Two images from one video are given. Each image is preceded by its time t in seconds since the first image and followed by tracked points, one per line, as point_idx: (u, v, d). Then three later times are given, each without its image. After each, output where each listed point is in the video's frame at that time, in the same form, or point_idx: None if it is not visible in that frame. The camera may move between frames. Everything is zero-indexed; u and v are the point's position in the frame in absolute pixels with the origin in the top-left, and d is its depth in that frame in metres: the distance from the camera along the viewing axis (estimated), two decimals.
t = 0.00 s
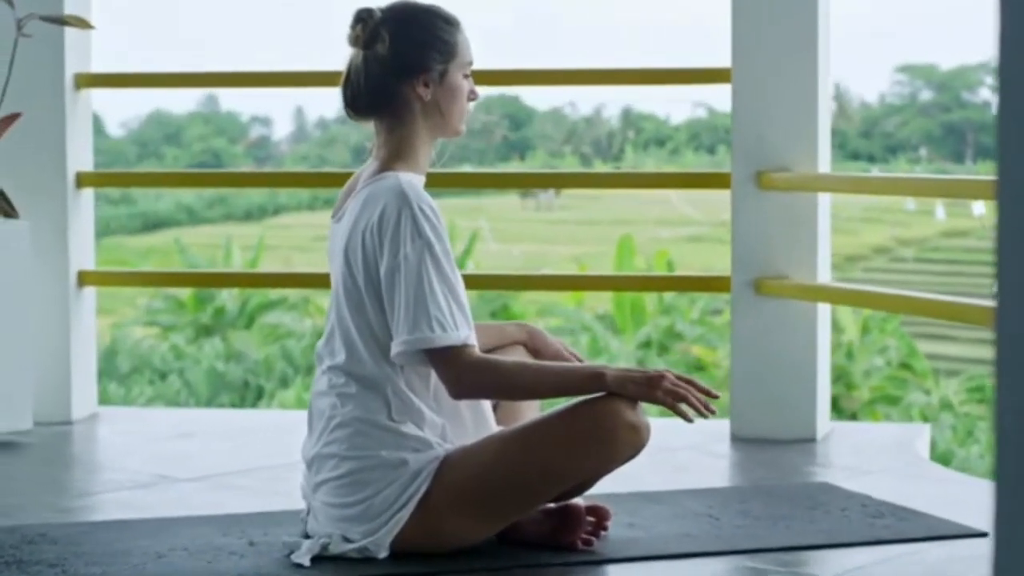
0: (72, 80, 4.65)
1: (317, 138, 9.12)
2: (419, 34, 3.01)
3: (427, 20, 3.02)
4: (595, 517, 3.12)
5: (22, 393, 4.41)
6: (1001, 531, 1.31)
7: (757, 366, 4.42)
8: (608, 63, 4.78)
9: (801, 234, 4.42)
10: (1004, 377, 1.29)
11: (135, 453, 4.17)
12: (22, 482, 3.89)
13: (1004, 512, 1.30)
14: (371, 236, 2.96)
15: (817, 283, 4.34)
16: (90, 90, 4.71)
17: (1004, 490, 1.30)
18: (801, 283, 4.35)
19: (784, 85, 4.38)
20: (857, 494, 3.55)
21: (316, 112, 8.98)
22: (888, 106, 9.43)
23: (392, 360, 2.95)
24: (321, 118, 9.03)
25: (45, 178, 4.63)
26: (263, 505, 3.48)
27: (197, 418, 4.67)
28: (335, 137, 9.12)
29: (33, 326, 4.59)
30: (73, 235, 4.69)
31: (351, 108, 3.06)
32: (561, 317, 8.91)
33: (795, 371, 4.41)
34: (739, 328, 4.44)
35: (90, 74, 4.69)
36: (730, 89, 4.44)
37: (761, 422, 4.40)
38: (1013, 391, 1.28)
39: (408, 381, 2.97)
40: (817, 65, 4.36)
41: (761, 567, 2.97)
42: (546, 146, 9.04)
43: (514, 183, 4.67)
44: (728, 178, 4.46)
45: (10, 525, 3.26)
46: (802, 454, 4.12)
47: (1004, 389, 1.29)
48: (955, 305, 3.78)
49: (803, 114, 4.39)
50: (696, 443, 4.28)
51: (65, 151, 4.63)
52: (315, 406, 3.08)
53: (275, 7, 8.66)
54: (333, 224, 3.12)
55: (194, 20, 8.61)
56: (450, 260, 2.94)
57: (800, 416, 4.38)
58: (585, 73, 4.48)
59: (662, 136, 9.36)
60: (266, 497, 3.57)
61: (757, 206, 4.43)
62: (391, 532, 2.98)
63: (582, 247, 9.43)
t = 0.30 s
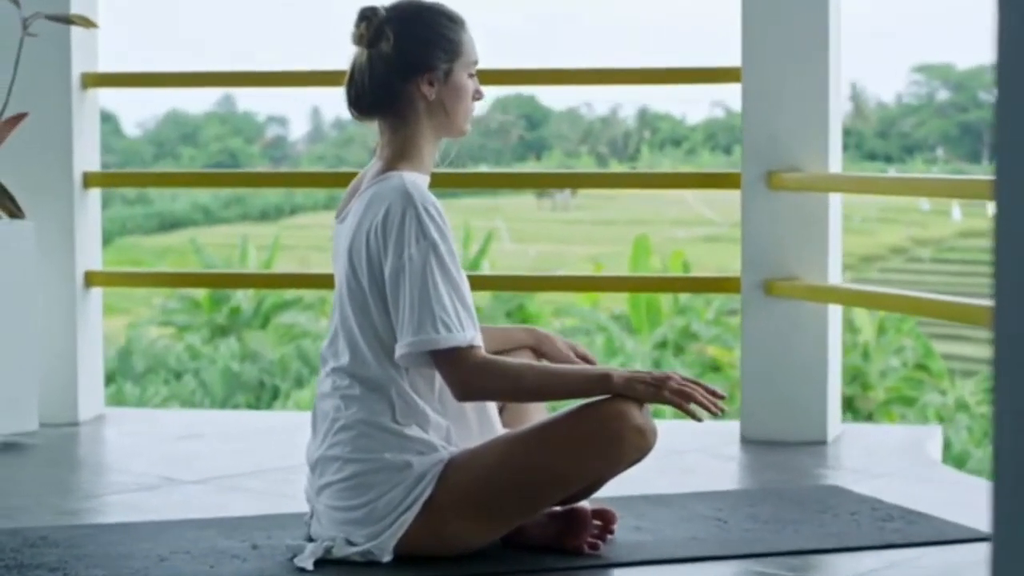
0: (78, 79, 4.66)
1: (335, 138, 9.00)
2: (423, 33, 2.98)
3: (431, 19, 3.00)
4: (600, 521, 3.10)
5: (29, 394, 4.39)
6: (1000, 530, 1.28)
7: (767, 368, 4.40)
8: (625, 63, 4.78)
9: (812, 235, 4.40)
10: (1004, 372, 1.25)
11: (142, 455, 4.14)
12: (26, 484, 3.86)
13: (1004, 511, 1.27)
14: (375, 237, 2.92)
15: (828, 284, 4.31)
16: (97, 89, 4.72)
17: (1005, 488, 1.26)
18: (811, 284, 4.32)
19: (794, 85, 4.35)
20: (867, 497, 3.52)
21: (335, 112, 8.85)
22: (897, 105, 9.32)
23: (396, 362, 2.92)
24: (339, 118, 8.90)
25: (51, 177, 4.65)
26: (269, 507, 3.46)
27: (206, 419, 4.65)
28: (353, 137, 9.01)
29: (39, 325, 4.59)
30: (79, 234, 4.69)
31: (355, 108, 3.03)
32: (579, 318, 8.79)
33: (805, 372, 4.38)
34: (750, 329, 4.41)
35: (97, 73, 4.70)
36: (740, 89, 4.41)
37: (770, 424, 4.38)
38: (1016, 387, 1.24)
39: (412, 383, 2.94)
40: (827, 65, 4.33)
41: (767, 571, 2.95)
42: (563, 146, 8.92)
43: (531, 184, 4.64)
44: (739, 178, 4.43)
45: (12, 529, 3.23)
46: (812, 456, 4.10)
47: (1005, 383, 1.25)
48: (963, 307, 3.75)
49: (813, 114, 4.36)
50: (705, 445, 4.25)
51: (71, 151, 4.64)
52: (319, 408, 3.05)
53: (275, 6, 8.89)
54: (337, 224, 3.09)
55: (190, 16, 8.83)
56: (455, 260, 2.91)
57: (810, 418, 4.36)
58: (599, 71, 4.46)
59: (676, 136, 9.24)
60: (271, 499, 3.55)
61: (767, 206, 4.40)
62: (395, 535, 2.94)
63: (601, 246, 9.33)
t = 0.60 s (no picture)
0: (85, 80, 4.65)
1: (354, 139, 7.73)
2: (427, 33, 2.95)
3: (436, 19, 2.96)
4: (608, 526, 3.06)
5: (35, 395, 4.37)
6: (998, 527, 1.25)
7: (776, 368, 4.37)
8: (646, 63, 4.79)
9: (824, 238, 4.36)
10: (1002, 370, 1.23)
11: (150, 458, 4.11)
12: (30, 488, 3.83)
13: (1003, 508, 1.25)
14: (381, 238, 2.89)
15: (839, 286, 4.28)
16: (104, 89, 4.70)
17: (1002, 486, 1.24)
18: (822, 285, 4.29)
19: (805, 85, 4.32)
20: (880, 501, 3.48)
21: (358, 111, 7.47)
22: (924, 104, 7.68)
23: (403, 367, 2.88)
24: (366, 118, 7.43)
25: (60, 177, 4.63)
26: (275, 510, 3.44)
27: (217, 420, 4.64)
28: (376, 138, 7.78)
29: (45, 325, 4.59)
30: (87, 236, 4.68)
31: (360, 109, 3.00)
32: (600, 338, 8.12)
33: (817, 373, 4.35)
34: (761, 331, 4.39)
35: (105, 73, 4.69)
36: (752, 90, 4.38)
37: (779, 426, 4.35)
38: (1016, 392, 1.22)
39: (418, 387, 2.90)
40: (839, 65, 4.30)
41: None
42: (583, 147, 7.58)
43: (551, 185, 4.61)
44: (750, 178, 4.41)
45: (16, 532, 3.22)
46: (824, 461, 4.06)
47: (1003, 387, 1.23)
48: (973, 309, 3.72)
49: (824, 115, 4.33)
50: (716, 449, 4.22)
51: (79, 153, 4.63)
52: (324, 411, 3.01)
53: (274, 6, 7.11)
54: (344, 226, 3.06)
55: (191, 10, 7.08)
56: (461, 263, 2.87)
57: (822, 423, 4.32)
58: (613, 70, 4.46)
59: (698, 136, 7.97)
60: (276, 502, 3.52)
61: (780, 208, 4.37)
62: (400, 541, 2.90)
63: (620, 246, 8.23)
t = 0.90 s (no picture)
0: (94, 80, 4.64)
1: (372, 137, 7.08)
2: (434, 33, 2.92)
3: (442, 19, 2.94)
4: (615, 530, 3.03)
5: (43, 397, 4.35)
6: (996, 530, 1.19)
7: (787, 370, 4.34)
8: (664, 64, 4.74)
9: (836, 239, 4.33)
10: (1000, 369, 1.17)
11: (157, 460, 4.09)
12: (36, 490, 3.82)
13: (997, 510, 1.19)
14: (388, 240, 2.86)
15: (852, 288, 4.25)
16: (112, 89, 4.69)
17: (1000, 488, 1.18)
18: (834, 288, 4.25)
19: (817, 86, 4.29)
20: (891, 506, 3.44)
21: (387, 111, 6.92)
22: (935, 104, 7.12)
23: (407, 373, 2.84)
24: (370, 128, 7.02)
25: (68, 177, 4.62)
26: (282, 513, 3.42)
27: (228, 422, 4.61)
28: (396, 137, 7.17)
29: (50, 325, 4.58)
30: (95, 238, 4.66)
31: (368, 112, 2.96)
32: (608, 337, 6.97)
33: (828, 375, 4.32)
34: (773, 333, 4.36)
35: (113, 73, 4.67)
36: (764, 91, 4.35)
37: (791, 428, 4.33)
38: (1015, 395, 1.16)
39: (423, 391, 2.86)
40: (851, 68, 4.26)
41: None
42: (602, 146, 7.01)
43: (569, 186, 4.57)
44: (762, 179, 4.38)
45: (20, 535, 3.20)
46: (835, 464, 4.02)
47: (999, 391, 1.17)
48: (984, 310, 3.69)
49: (836, 116, 4.30)
50: (727, 452, 4.19)
51: (86, 152, 4.62)
52: (329, 416, 2.98)
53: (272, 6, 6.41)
54: (352, 228, 3.03)
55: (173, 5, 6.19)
56: (465, 265, 2.83)
57: (833, 425, 4.30)
58: (623, 70, 4.44)
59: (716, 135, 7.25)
60: (284, 506, 3.50)
61: (793, 209, 4.34)
62: (404, 546, 2.87)
63: (638, 247, 7.28)
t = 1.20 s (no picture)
0: (104, 79, 4.62)
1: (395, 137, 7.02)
2: (443, 32, 2.88)
3: (451, 18, 2.90)
4: (625, 535, 3.00)
5: (52, 398, 4.33)
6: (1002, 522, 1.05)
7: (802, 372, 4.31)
8: (681, 64, 4.70)
9: (853, 240, 4.29)
10: (1000, 369, 1.06)
11: (166, 462, 4.06)
12: (44, 492, 3.79)
13: (996, 519, 1.08)
14: (395, 240, 2.82)
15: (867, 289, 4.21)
16: (122, 88, 4.67)
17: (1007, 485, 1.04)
18: (850, 289, 4.21)
19: (833, 85, 4.25)
20: (906, 511, 3.40)
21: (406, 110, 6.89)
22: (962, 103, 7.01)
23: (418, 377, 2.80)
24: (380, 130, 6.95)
25: (75, 175, 4.60)
26: (290, 516, 3.39)
27: (240, 424, 4.59)
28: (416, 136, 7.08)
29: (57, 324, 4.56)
30: (106, 239, 4.64)
31: (376, 110, 2.93)
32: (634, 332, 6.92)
33: (844, 374, 4.29)
34: (787, 335, 4.32)
35: (123, 72, 4.65)
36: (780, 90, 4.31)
37: (806, 432, 4.29)
38: None
39: (432, 395, 2.83)
40: (867, 69, 4.23)
41: None
42: (623, 146, 6.95)
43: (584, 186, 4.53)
44: (777, 180, 4.34)
45: (25, 538, 3.18)
46: (850, 467, 3.98)
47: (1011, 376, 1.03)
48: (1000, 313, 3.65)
49: (852, 116, 4.26)
50: (742, 454, 4.15)
51: (94, 151, 4.60)
52: (336, 419, 2.94)
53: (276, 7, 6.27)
54: (359, 228, 2.99)
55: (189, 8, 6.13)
56: (474, 265, 2.79)
57: (848, 429, 4.26)
58: (639, 70, 4.41)
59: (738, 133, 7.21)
60: (292, 509, 3.47)
61: (808, 210, 4.30)
62: (412, 550, 2.82)
63: (660, 247, 7.20)
